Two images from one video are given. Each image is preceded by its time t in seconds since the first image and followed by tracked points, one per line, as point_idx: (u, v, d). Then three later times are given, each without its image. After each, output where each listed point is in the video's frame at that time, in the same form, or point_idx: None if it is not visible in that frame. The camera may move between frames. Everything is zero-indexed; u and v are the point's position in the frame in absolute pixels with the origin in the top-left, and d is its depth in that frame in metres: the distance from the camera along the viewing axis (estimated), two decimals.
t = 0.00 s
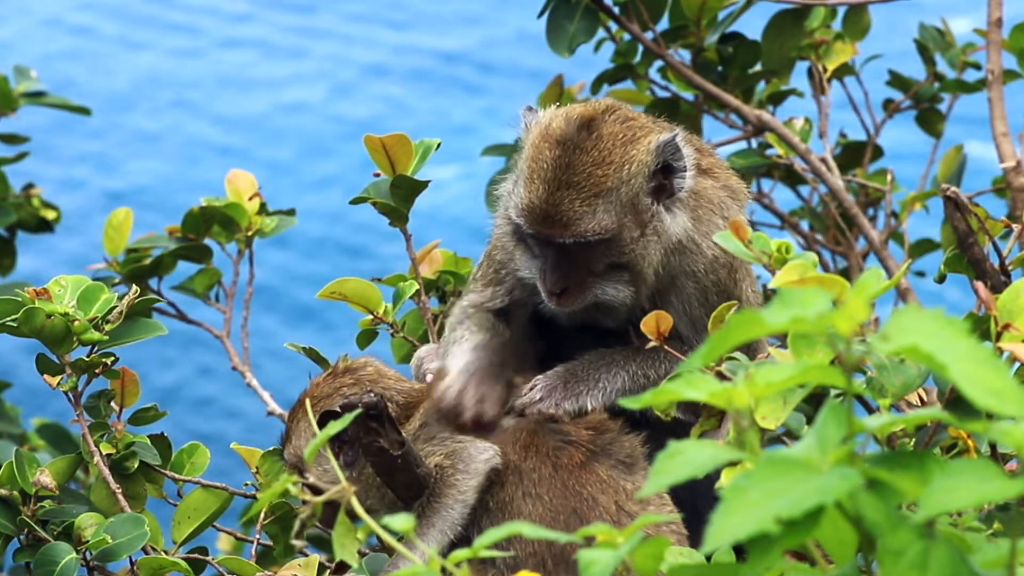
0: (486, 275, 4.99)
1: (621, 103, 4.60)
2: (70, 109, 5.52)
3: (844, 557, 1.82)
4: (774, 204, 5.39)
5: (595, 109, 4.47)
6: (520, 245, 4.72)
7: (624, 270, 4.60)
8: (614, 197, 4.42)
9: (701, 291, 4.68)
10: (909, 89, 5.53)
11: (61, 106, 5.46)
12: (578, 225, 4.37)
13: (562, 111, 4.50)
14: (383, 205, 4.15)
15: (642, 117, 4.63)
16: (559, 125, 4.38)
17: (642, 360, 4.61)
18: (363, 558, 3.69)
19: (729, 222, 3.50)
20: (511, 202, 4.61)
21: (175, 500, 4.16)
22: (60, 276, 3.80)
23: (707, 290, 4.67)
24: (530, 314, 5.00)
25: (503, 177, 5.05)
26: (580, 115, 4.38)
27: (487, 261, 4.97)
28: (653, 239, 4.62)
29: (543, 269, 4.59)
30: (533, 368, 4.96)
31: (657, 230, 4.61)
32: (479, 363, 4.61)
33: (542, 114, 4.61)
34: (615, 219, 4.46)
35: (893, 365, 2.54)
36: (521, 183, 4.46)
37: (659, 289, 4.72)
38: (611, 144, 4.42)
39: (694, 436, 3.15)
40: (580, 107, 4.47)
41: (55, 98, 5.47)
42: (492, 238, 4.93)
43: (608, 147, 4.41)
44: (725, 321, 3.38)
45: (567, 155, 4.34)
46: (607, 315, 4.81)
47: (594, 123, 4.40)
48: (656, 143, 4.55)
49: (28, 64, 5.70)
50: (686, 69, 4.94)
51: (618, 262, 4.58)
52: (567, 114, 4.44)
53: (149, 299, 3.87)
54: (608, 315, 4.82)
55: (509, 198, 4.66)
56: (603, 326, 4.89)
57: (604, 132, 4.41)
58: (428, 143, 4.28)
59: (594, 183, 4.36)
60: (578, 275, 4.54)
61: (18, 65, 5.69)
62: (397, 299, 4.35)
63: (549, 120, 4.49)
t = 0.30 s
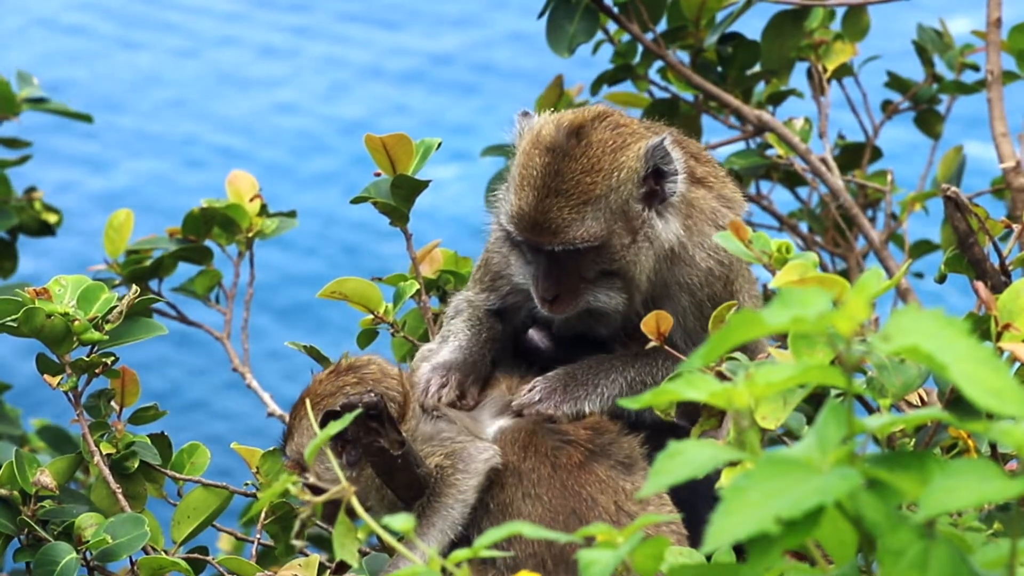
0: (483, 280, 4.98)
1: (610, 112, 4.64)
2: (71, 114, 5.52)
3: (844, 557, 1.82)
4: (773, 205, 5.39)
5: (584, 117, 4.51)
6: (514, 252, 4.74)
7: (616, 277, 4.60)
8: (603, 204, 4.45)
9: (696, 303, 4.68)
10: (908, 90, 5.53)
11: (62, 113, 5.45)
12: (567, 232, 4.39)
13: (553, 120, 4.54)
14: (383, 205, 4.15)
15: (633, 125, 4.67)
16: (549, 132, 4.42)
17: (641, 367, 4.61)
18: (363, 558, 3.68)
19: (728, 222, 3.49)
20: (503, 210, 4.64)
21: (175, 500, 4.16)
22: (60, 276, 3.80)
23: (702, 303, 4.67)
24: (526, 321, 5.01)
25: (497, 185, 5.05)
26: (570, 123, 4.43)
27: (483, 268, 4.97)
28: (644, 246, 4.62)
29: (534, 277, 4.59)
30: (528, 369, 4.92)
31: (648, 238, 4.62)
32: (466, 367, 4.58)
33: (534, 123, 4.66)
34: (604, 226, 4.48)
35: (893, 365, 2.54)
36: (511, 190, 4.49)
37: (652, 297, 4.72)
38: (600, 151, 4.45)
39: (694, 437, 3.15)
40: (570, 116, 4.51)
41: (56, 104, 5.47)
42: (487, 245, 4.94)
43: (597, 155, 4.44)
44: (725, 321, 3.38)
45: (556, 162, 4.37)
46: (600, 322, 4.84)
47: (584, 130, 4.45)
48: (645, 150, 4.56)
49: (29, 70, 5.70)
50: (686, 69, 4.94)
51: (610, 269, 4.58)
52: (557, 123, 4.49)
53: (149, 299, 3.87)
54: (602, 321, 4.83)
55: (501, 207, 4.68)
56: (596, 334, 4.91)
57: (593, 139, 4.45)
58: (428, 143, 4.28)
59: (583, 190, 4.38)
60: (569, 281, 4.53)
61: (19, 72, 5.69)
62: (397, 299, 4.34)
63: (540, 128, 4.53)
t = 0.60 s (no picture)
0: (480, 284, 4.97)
1: (598, 102, 4.64)
2: (70, 112, 5.51)
3: (844, 557, 1.82)
4: (773, 205, 5.39)
5: (575, 108, 4.49)
6: (513, 251, 4.72)
7: (619, 266, 4.59)
8: (601, 192, 4.43)
9: (691, 304, 4.69)
10: (908, 90, 5.53)
11: (61, 109, 5.45)
12: (568, 223, 4.38)
13: (542, 115, 4.52)
14: (382, 205, 4.15)
15: (622, 114, 4.66)
16: (541, 127, 4.41)
17: (638, 369, 4.61)
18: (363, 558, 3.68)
19: (729, 222, 3.50)
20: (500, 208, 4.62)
21: (175, 500, 4.16)
22: (61, 276, 3.80)
23: (697, 304, 4.69)
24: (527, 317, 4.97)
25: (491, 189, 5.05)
26: (560, 116, 4.41)
27: (479, 270, 4.95)
28: (645, 233, 4.61)
29: (536, 274, 4.57)
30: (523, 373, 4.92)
31: (647, 224, 4.61)
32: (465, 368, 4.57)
33: (524, 119, 4.64)
34: (603, 214, 4.46)
35: (893, 365, 2.54)
36: (507, 188, 4.47)
37: (653, 287, 4.72)
38: (594, 140, 4.43)
39: (694, 436, 3.15)
40: (558, 110, 4.50)
41: (55, 100, 5.46)
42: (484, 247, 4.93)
43: (591, 144, 4.42)
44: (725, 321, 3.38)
45: (551, 154, 4.35)
46: (603, 315, 4.78)
47: (575, 121, 4.43)
48: (637, 136, 4.56)
49: (28, 66, 5.70)
50: (686, 69, 4.94)
51: (612, 258, 4.57)
52: (548, 117, 4.47)
53: (149, 300, 3.87)
54: (603, 317, 4.80)
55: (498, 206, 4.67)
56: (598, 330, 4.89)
57: (586, 129, 4.43)
58: (428, 143, 4.29)
59: (580, 179, 4.37)
60: (571, 274, 4.53)
61: (18, 67, 5.69)
62: (397, 299, 4.34)
63: (531, 123, 4.51)
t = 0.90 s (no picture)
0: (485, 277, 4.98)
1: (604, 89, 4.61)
2: (70, 112, 5.51)
3: (844, 557, 1.82)
4: (774, 205, 5.39)
5: (584, 92, 4.46)
6: (519, 240, 4.66)
7: (630, 250, 4.55)
8: (615, 172, 4.38)
9: (693, 303, 4.74)
10: (909, 89, 5.52)
11: (62, 109, 5.45)
12: (584, 202, 4.30)
13: (551, 101, 4.48)
14: (383, 205, 4.15)
15: (628, 99, 4.64)
16: (553, 109, 4.36)
17: (638, 372, 4.56)
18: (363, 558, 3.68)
19: (729, 222, 3.50)
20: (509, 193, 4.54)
21: (175, 500, 4.16)
22: (61, 276, 3.80)
23: (698, 303, 4.74)
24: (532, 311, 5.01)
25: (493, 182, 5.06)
26: (572, 98, 4.37)
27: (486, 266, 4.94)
28: (655, 216, 4.59)
29: (546, 259, 4.51)
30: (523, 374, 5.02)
31: (657, 207, 4.60)
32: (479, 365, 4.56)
33: (529, 108, 4.59)
34: (618, 194, 4.40)
35: (893, 364, 2.54)
36: (518, 173, 4.39)
37: (659, 274, 4.72)
38: (606, 122, 4.39)
39: (694, 436, 3.15)
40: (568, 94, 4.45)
41: (55, 101, 5.46)
42: (489, 239, 4.87)
43: (604, 126, 4.38)
44: (725, 321, 3.38)
45: (566, 135, 4.30)
46: (609, 302, 4.75)
47: (587, 103, 4.39)
48: (647, 121, 4.57)
49: (29, 66, 5.70)
50: (686, 68, 4.94)
51: (623, 242, 4.52)
52: (560, 99, 4.41)
53: (149, 299, 3.87)
54: (607, 306, 4.77)
55: (505, 193, 4.60)
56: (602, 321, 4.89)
57: (598, 111, 4.40)
58: (428, 143, 4.29)
59: (596, 159, 4.31)
60: (584, 257, 4.47)
61: (19, 68, 5.69)
62: (397, 299, 4.35)
63: (540, 108, 4.46)
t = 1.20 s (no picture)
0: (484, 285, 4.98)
1: (607, 100, 4.63)
2: (70, 112, 5.51)
3: (844, 557, 1.81)
4: (774, 205, 5.39)
5: (584, 103, 4.49)
6: (515, 247, 4.67)
7: (623, 262, 4.54)
8: (609, 186, 4.39)
9: (690, 295, 4.69)
10: (909, 89, 5.53)
11: (62, 109, 5.45)
12: (575, 215, 4.33)
13: (552, 110, 4.51)
14: (383, 205, 4.15)
15: (630, 111, 4.66)
16: (550, 120, 4.39)
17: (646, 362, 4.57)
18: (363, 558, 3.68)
19: (729, 223, 3.50)
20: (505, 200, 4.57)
21: (175, 500, 4.16)
22: (61, 276, 3.80)
23: (697, 294, 4.69)
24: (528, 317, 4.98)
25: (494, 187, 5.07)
26: (571, 109, 4.40)
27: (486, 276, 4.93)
28: (648, 230, 4.59)
29: (539, 268, 4.53)
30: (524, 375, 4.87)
31: (651, 222, 4.59)
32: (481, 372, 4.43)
33: (532, 115, 4.63)
34: (611, 208, 4.42)
35: (893, 365, 2.54)
36: (514, 181, 4.43)
37: (655, 283, 4.68)
38: (603, 134, 4.41)
39: (694, 437, 3.15)
40: (569, 104, 4.48)
41: (55, 101, 5.45)
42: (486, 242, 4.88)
43: (600, 138, 4.40)
44: (725, 321, 3.38)
45: (561, 146, 4.32)
46: (602, 313, 4.73)
47: (585, 114, 4.41)
48: (646, 134, 4.58)
49: (30, 67, 5.70)
50: (686, 69, 4.94)
51: (615, 254, 4.52)
52: (559, 110, 4.44)
53: (149, 300, 3.87)
54: (602, 316, 4.75)
55: (502, 200, 4.63)
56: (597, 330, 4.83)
57: (595, 123, 4.42)
58: (428, 143, 4.29)
59: (589, 172, 4.33)
60: (575, 269, 4.48)
61: (19, 67, 5.69)
62: (397, 299, 4.35)
63: (540, 117, 4.50)
